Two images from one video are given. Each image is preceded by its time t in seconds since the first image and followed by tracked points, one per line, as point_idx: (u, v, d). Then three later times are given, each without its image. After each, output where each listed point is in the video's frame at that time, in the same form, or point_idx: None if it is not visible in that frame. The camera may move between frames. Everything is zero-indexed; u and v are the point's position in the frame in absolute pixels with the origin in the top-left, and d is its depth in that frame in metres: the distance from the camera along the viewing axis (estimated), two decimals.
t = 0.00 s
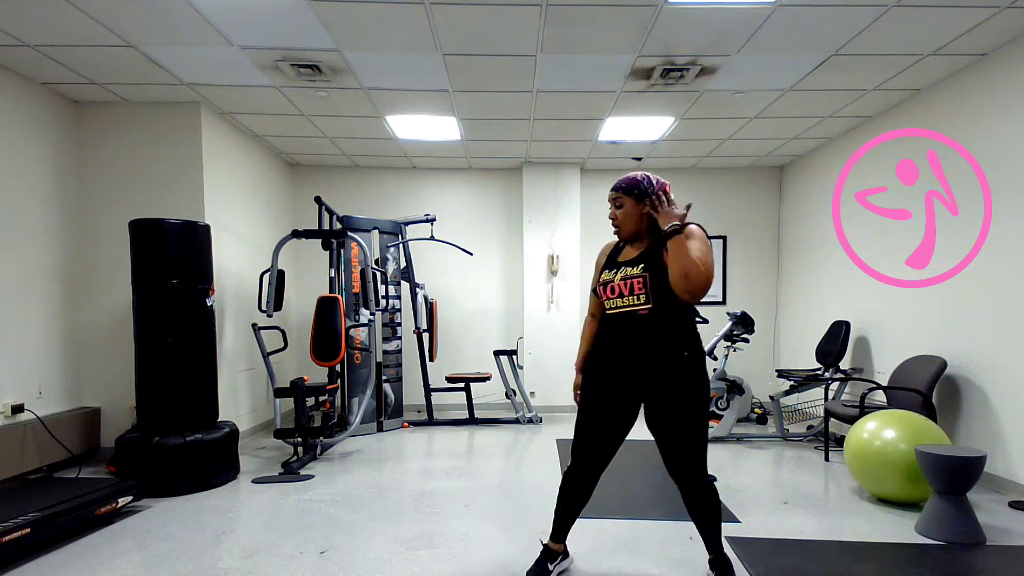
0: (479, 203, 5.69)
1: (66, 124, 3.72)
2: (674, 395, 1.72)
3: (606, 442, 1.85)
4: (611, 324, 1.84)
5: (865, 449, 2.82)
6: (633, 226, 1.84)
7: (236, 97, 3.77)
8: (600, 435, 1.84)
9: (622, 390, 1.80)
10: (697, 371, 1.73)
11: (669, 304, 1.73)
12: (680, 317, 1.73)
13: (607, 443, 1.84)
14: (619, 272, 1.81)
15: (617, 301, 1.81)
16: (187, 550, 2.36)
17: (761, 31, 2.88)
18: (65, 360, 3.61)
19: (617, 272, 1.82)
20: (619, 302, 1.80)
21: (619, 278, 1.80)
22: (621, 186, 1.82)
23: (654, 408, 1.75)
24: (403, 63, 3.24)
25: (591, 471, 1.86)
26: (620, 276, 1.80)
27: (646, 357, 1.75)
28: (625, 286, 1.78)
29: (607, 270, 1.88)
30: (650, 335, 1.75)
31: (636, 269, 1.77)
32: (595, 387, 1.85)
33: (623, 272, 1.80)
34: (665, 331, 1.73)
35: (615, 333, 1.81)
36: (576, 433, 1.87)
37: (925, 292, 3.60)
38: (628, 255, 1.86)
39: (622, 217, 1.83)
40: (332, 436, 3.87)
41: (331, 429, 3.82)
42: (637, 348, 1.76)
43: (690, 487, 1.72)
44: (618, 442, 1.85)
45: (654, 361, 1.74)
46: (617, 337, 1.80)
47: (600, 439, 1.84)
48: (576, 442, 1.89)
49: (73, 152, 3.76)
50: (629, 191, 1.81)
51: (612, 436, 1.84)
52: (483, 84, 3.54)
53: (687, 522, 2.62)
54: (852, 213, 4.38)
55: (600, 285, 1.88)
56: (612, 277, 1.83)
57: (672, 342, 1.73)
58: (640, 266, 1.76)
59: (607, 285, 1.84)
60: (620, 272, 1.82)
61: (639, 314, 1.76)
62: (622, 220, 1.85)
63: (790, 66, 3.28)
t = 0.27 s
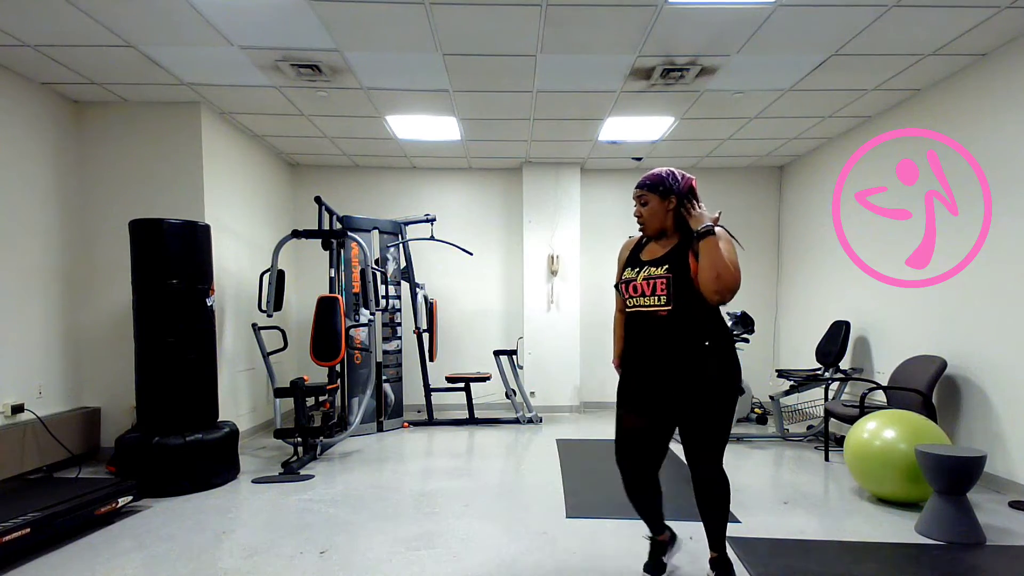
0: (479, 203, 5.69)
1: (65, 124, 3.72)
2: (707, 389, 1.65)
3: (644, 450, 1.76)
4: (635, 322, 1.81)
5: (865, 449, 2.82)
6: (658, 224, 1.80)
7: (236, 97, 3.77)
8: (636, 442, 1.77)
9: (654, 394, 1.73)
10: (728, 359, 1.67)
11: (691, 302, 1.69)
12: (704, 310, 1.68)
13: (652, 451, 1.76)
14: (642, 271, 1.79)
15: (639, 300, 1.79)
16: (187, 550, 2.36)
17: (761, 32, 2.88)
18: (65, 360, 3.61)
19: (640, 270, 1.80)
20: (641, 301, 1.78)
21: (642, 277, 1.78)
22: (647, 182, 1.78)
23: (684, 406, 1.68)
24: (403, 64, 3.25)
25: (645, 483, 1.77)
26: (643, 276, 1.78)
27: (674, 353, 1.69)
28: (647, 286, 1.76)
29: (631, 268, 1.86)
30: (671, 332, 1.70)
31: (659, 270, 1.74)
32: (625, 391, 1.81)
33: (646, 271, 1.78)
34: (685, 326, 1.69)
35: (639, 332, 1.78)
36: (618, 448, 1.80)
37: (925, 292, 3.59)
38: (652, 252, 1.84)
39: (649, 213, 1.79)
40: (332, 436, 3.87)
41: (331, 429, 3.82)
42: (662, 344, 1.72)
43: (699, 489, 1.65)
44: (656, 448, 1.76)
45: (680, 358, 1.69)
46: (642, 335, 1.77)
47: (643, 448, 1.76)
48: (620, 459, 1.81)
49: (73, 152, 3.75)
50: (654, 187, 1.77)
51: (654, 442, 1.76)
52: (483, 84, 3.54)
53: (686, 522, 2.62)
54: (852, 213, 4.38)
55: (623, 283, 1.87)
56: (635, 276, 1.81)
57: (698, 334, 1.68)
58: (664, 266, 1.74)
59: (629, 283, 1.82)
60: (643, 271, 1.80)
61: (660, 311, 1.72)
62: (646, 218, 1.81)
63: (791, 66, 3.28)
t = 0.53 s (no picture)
0: (479, 203, 5.69)
1: (65, 124, 3.72)
2: (705, 387, 1.69)
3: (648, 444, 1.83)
4: (637, 320, 1.85)
5: (865, 449, 2.82)
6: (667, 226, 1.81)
7: (237, 97, 3.77)
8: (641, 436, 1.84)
9: (657, 396, 1.77)
10: (726, 355, 1.71)
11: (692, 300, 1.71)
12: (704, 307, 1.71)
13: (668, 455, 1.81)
14: (646, 267, 1.82)
15: (641, 295, 1.81)
16: (187, 550, 2.36)
17: (760, 32, 2.88)
18: (65, 360, 3.61)
19: (644, 267, 1.82)
20: (642, 297, 1.81)
21: (646, 273, 1.81)
22: (657, 183, 1.76)
23: (683, 405, 1.71)
24: (403, 64, 3.25)
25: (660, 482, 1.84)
26: (646, 272, 1.80)
27: (673, 350, 1.74)
28: (649, 282, 1.78)
29: (635, 264, 1.88)
30: (676, 326, 1.74)
31: (662, 267, 1.76)
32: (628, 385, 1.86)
33: (650, 268, 1.80)
34: (687, 322, 1.72)
35: (642, 329, 1.82)
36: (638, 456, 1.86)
37: (925, 292, 3.60)
38: (658, 251, 1.85)
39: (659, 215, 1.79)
40: (332, 436, 3.87)
41: (331, 429, 3.82)
42: (662, 342, 1.76)
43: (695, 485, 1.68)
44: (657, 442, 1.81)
45: (682, 353, 1.72)
46: (644, 332, 1.81)
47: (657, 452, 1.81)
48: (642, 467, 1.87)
49: (74, 151, 3.76)
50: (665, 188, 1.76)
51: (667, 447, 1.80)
52: (483, 84, 3.55)
53: (686, 522, 2.62)
54: (852, 213, 4.38)
55: (627, 279, 1.89)
56: (639, 271, 1.83)
57: (697, 331, 1.71)
58: (668, 264, 1.76)
59: (632, 279, 1.85)
60: (647, 268, 1.82)
61: (660, 309, 1.76)
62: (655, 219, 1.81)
63: (791, 65, 3.28)
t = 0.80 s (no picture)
0: (479, 203, 5.69)
1: (65, 124, 3.72)
2: (677, 395, 1.71)
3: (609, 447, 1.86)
4: (617, 330, 1.84)
5: (865, 449, 2.82)
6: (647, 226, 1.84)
7: (237, 97, 3.77)
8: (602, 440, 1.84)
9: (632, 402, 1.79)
10: (703, 365, 1.71)
11: (674, 311, 1.71)
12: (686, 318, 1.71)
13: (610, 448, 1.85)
14: (625, 277, 1.80)
15: (622, 307, 1.80)
16: (187, 550, 2.36)
17: (760, 32, 2.88)
18: (64, 360, 3.61)
19: (624, 277, 1.80)
20: (625, 308, 1.79)
21: (625, 284, 1.79)
22: (647, 180, 1.82)
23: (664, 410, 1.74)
24: (403, 64, 3.25)
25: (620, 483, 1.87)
26: (626, 283, 1.78)
27: (651, 359, 1.74)
28: (630, 293, 1.76)
29: (612, 273, 1.86)
30: (657, 338, 1.74)
31: (644, 279, 1.75)
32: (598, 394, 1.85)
33: (630, 276, 1.79)
34: (671, 333, 1.72)
35: (623, 337, 1.81)
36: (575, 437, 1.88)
37: (925, 292, 3.59)
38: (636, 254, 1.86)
39: (644, 210, 1.83)
40: (332, 436, 3.87)
41: (331, 429, 3.82)
42: (640, 349, 1.76)
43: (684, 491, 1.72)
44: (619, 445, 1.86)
45: (664, 364, 1.72)
46: (624, 341, 1.80)
47: (601, 442, 1.84)
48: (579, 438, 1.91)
49: (74, 151, 3.76)
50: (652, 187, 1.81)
51: (614, 438, 1.84)
52: (483, 84, 3.55)
53: (686, 521, 2.62)
54: (852, 213, 4.38)
55: (604, 288, 1.86)
56: (618, 282, 1.81)
57: (677, 340, 1.71)
58: (649, 275, 1.75)
59: (612, 289, 1.82)
60: (627, 277, 1.80)
61: (645, 322, 1.75)
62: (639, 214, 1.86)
63: (791, 65, 3.28)
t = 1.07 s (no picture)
0: (479, 203, 5.69)
1: (65, 124, 3.71)
2: (613, 399, 1.73)
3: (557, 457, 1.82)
4: (552, 332, 1.80)
5: (864, 449, 2.82)
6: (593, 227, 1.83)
7: (237, 97, 3.77)
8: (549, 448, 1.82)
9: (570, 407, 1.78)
10: (633, 369, 1.74)
11: (610, 312, 1.73)
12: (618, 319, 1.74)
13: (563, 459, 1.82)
14: (567, 275, 1.78)
15: (560, 305, 1.77)
16: (187, 549, 2.36)
17: (760, 32, 2.88)
18: (64, 361, 3.61)
19: (565, 275, 1.78)
20: (562, 307, 1.77)
21: (567, 282, 1.77)
22: (597, 182, 1.80)
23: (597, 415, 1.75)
24: (403, 64, 3.24)
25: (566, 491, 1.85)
26: (568, 281, 1.76)
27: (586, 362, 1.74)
28: (571, 292, 1.74)
29: (553, 271, 1.84)
30: (589, 340, 1.74)
31: (585, 278, 1.74)
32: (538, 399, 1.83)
33: (573, 275, 1.77)
34: (604, 336, 1.73)
35: (558, 337, 1.79)
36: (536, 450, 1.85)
37: (925, 293, 3.59)
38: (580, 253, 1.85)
39: (587, 211, 1.82)
40: (332, 436, 3.87)
41: (331, 429, 3.82)
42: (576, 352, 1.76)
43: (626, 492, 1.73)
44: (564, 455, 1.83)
45: (597, 366, 1.74)
46: (557, 341, 1.78)
47: (551, 454, 1.82)
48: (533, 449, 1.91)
49: (73, 151, 3.76)
50: (600, 189, 1.80)
51: (562, 447, 1.82)
52: (483, 84, 3.55)
53: (686, 521, 2.62)
54: (852, 213, 4.38)
55: (544, 285, 1.83)
56: (559, 279, 1.79)
57: (610, 343, 1.74)
58: (590, 274, 1.74)
59: (551, 287, 1.79)
60: (568, 276, 1.78)
61: (581, 322, 1.74)
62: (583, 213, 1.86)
63: (791, 65, 3.28)
